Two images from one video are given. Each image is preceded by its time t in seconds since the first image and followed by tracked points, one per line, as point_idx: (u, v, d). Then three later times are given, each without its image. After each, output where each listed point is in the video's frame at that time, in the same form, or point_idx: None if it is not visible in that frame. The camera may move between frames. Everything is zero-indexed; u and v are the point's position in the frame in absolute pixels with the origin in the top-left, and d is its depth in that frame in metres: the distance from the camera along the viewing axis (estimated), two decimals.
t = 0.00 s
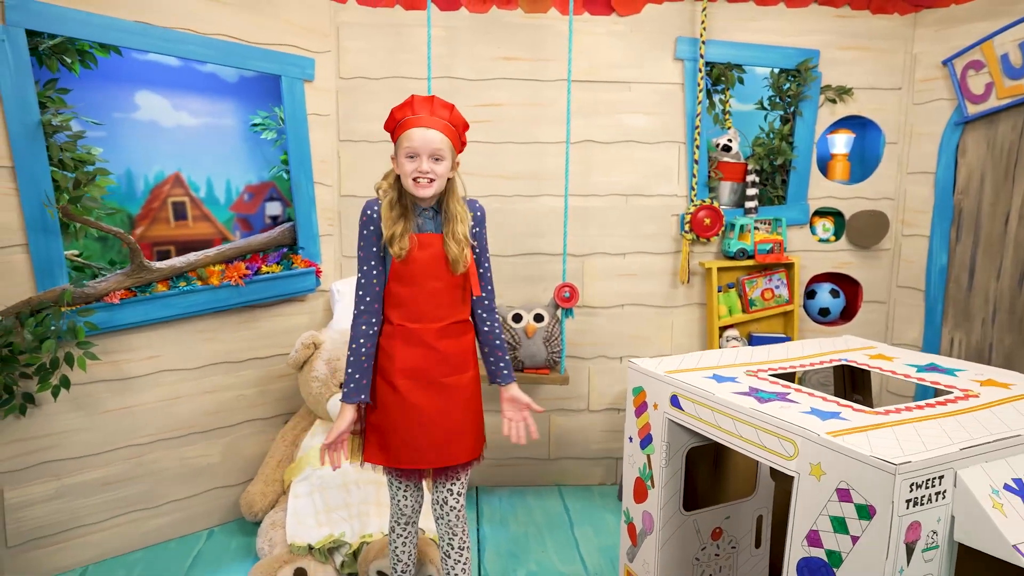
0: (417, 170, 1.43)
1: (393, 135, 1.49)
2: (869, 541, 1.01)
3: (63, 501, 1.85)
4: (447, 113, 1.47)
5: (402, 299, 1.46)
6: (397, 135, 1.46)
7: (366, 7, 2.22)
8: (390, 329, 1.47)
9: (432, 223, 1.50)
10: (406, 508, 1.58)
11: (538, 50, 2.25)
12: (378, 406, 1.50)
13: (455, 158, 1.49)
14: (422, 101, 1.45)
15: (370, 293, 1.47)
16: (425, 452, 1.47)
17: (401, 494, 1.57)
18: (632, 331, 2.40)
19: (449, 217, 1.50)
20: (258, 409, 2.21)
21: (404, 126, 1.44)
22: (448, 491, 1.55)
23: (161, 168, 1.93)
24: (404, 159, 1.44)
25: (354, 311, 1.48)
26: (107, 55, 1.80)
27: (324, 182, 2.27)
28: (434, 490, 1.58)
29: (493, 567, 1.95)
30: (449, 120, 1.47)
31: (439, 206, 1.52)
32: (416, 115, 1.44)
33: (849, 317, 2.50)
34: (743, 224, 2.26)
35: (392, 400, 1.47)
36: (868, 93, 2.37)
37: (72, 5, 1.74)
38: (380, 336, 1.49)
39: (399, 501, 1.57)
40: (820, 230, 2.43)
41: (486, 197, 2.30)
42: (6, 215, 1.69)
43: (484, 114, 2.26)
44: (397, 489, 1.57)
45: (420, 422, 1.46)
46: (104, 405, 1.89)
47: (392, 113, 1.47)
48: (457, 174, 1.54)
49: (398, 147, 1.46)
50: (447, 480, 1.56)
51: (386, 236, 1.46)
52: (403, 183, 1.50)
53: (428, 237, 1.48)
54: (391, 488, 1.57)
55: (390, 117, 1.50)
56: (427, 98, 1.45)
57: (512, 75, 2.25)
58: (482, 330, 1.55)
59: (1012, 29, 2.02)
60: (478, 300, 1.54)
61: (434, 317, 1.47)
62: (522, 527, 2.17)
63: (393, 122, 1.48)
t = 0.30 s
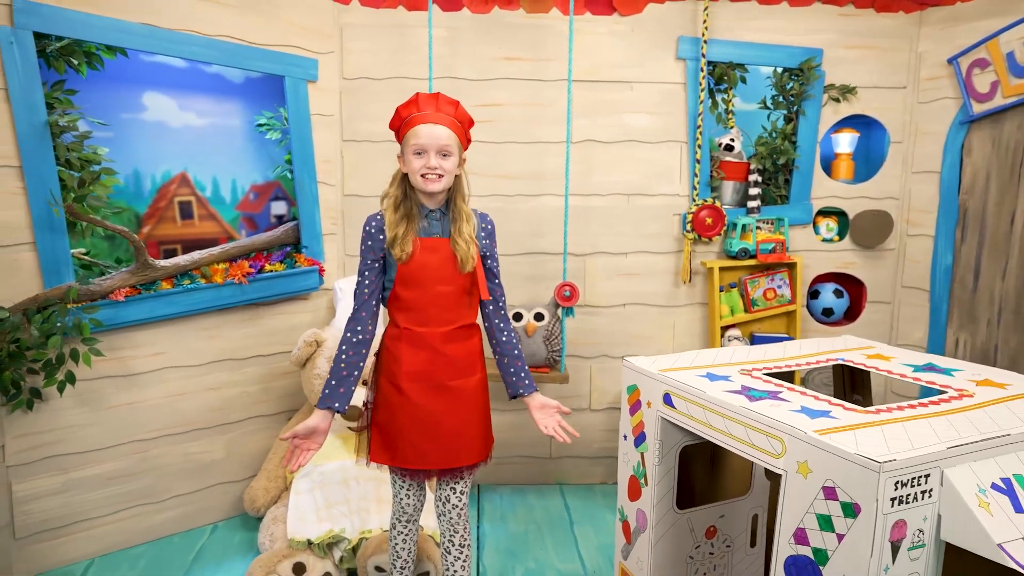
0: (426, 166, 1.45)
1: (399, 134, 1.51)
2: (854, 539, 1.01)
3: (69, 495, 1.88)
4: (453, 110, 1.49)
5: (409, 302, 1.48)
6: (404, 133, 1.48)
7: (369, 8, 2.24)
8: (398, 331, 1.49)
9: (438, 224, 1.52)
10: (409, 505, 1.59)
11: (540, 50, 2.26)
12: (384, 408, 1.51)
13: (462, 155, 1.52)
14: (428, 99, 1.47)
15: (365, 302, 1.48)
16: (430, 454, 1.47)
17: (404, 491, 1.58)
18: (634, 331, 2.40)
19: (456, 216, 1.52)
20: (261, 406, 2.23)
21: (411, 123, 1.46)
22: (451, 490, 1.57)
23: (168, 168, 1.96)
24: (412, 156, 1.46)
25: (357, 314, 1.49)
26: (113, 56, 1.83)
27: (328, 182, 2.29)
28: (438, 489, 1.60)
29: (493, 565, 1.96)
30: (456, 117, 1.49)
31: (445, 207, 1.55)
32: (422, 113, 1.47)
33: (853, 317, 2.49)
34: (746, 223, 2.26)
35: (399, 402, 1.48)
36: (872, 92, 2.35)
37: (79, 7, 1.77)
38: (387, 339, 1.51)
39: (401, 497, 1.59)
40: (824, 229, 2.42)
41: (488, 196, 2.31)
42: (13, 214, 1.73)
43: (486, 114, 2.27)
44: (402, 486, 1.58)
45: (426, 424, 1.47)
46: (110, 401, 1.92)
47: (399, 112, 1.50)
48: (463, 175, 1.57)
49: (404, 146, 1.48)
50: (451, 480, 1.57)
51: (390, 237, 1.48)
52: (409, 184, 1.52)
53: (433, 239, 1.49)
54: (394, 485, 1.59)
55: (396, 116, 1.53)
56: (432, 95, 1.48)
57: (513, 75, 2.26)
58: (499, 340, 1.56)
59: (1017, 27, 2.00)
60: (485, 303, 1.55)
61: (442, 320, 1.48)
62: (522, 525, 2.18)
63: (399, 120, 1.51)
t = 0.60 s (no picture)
0: (438, 158, 1.44)
1: (412, 129, 1.51)
2: (841, 532, 1.02)
3: (78, 486, 1.92)
4: (465, 107, 1.50)
5: (417, 300, 1.46)
6: (417, 129, 1.48)
7: (373, 8, 2.26)
8: (406, 330, 1.47)
9: (448, 223, 1.50)
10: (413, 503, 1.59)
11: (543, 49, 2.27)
12: (391, 405, 1.50)
13: (474, 152, 1.51)
14: (441, 95, 1.48)
15: (380, 305, 1.46)
16: (438, 454, 1.47)
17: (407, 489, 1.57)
18: (636, 329, 2.40)
19: (466, 215, 1.50)
20: (267, 401, 2.26)
21: (424, 118, 1.46)
22: (456, 488, 1.56)
23: (176, 166, 1.99)
24: (425, 149, 1.45)
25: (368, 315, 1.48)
26: (122, 56, 1.86)
27: (333, 180, 2.31)
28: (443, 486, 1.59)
29: (493, 559, 1.98)
30: (468, 113, 1.49)
31: (456, 205, 1.53)
32: (435, 108, 1.47)
33: (858, 316, 2.48)
34: (748, 221, 2.27)
35: (406, 402, 1.47)
36: (878, 90, 2.34)
37: (90, 8, 1.81)
38: (395, 337, 1.50)
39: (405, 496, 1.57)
40: (828, 228, 2.41)
41: (491, 195, 2.33)
42: (24, 211, 1.78)
43: (490, 113, 2.29)
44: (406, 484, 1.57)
45: (434, 423, 1.46)
46: (118, 394, 1.96)
47: (413, 106, 1.50)
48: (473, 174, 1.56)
49: (417, 141, 1.48)
50: (456, 478, 1.56)
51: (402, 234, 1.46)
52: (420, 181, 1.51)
53: (443, 238, 1.47)
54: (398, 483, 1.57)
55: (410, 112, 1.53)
56: (446, 92, 1.49)
57: (517, 74, 2.28)
58: (497, 342, 1.55)
59: (1022, 24, 1.99)
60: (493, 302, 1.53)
61: (449, 319, 1.47)
62: (523, 521, 2.19)
63: (412, 116, 1.51)
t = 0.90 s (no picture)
0: (450, 154, 1.45)
1: (420, 123, 1.51)
2: (827, 517, 1.04)
3: (86, 473, 1.96)
4: (471, 98, 1.50)
5: (429, 292, 1.46)
6: (424, 122, 1.48)
7: (376, 4, 2.28)
8: (417, 322, 1.47)
9: (460, 215, 1.51)
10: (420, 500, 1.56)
11: (545, 44, 2.29)
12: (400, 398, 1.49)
13: (482, 142, 1.52)
14: (447, 88, 1.47)
15: (394, 298, 1.44)
16: (448, 445, 1.47)
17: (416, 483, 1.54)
18: (637, 322, 2.42)
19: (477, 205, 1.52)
20: (271, 392, 2.29)
21: (431, 112, 1.46)
22: (462, 479, 1.56)
23: (183, 161, 2.03)
24: (435, 145, 1.46)
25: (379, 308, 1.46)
26: (129, 52, 1.90)
27: (336, 174, 2.33)
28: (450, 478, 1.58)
29: (492, 549, 2.00)
30: (475, 105, 1.50)
31: (467, 196, 1.53)
32: (441, 101, 1.46)
33: (859, 310, 2.48)
34: (749, 215, 2.28)
35: (417, 394, 1.46)
36: (879, 84, 2.34)
37: (98, 5, 1.84)
38: (406, 329, 1.49)
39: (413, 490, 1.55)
40: (829, 223, 2.41)
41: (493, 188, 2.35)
42: (33, 203, 1.81)
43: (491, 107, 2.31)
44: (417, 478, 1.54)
45: (445, 416, 1.46)
46: (125, 384, 1.99)
47: (418, 100, 1.50)
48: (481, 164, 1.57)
49: (426, 136, 1.49)
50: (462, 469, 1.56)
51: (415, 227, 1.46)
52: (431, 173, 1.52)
53: (456, 230, 1.48)
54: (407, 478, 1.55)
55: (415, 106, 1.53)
56: (451, 84, 1.49)
57: (519, 68, 2.29)
58: (505, 334, 1.56)
59: None
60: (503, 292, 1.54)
61: (461, 312, 1.47)
62: (523, 512, 2.21)
63: (418, 109, 1.50)
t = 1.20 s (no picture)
0: (459, 147, 1.43)
1: (426, 111, 1.47)
2: (810, 495, 1.06)
3: (92, 458, 2.01)
4: (480, 87, 1.46)
5: (440, 281, 1.43)
6: (432, 111, 1.45)
7: None
8: (426, 311, 1.45)
9: (468, 204, 1.49)
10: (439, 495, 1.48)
11: (544, 37, 2.31)
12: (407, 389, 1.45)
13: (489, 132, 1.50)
14: (455, 76, 1.44)
15: (404, 286, 1.41)
16: (456, 433, 1.46)
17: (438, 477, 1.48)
18: (635, 312, 2.44)
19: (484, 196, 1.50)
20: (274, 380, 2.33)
21: (440, 102, 1.42)
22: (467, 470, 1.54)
23: (187, 153, 2.06)
24: (444, 136, 1.44)
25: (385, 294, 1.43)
26: (134, 44, 1.93)
27: (337, 166, 2.36)
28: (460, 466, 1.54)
29: (490, 534, 2.04)
30: (483, 94, 1.46)
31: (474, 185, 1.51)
32: (450, 91, 1.43)
33: (856, 301, 2.50)
34: (746, 207, 2.30)
35: (425, 382, 1.44)
36: (876, 76, 2.35)
37: None
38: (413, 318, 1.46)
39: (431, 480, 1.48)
40: (826, 214, 2.42)
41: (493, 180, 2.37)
42: (40, 193, 1.85)
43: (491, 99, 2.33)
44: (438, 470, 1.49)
45: (455, 404, 1.44)
46: (130, 371, 2.03)
47: (425, 88, 1.46)
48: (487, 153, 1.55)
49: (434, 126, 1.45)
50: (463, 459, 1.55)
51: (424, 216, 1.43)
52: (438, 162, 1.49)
53: (466, 218, 1.46)
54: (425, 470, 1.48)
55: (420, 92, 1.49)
56: (459, 72, 1.45)
57: (518, 61, 2.32)
58: (511, 321, 1.57)
59: (1020, 9, 1.99)
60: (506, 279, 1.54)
61: (471, 300, 1.46)
62: (522, 498, 2.25)
63: (425, 97, 1.46)
